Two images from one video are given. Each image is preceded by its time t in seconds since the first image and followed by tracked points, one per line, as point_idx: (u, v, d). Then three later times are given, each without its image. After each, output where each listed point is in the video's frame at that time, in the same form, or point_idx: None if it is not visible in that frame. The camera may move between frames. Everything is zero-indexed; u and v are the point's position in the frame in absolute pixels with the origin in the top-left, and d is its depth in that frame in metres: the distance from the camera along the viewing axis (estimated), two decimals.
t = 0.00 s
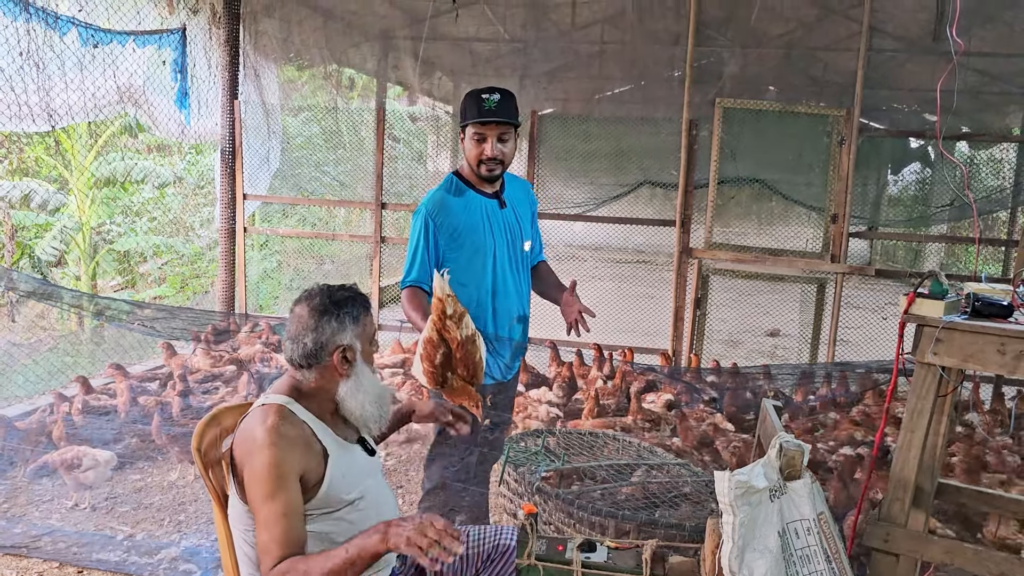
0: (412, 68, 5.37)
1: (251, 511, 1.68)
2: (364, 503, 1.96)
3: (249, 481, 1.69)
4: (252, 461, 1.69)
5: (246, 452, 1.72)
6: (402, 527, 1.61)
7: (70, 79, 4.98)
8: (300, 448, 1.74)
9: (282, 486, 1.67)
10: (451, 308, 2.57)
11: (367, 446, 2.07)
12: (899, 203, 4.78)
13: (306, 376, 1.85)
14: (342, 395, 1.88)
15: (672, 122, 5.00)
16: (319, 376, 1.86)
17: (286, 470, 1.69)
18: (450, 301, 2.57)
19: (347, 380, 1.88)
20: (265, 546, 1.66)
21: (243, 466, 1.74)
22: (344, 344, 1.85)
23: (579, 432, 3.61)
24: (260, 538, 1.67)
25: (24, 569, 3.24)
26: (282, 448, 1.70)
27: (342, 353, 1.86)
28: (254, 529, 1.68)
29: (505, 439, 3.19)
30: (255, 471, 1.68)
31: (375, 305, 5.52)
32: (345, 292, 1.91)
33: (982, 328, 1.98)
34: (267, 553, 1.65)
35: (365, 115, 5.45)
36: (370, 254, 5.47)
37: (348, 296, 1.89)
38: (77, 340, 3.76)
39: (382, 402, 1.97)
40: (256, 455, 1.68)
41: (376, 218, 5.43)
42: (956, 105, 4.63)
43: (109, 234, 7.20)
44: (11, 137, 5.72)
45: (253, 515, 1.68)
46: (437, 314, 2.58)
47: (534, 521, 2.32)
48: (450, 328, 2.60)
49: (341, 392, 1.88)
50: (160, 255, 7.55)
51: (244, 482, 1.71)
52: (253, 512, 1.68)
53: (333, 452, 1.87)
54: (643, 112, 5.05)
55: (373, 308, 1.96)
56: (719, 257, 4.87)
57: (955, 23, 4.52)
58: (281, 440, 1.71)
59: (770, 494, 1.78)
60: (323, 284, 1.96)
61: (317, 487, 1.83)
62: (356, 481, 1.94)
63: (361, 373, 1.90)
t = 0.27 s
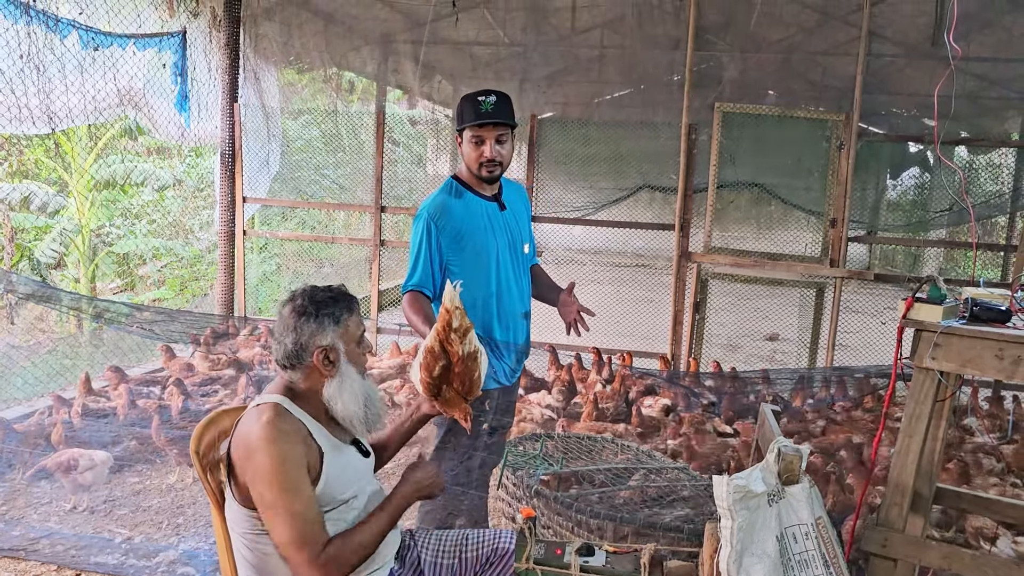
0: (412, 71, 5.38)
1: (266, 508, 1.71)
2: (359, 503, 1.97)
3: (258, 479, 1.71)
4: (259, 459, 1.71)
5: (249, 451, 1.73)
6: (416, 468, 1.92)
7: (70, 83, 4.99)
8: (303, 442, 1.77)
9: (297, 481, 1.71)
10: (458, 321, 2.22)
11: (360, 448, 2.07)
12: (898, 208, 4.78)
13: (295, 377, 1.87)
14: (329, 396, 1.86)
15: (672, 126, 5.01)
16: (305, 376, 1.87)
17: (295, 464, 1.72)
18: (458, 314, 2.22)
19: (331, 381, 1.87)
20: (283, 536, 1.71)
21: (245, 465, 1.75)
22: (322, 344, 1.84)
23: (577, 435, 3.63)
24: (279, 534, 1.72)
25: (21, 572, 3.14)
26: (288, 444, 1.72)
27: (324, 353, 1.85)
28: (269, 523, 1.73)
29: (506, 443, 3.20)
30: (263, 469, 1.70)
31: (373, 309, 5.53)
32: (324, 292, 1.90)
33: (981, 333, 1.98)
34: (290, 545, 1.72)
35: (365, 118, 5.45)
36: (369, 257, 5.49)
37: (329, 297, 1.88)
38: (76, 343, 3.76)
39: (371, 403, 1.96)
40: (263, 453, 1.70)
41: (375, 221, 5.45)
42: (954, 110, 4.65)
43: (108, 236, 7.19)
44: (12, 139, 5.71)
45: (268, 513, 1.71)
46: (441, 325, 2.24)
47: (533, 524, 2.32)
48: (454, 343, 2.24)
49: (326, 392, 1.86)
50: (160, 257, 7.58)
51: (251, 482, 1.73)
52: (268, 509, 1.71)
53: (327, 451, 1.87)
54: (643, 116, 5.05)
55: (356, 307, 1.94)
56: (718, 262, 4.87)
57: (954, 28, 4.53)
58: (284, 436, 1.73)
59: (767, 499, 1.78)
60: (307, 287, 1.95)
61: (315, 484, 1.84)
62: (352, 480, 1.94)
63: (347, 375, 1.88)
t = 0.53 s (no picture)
0: (411, 71, 5.37)
1: (314, 489, 1.76)
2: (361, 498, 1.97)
3: (296, 465, 1.75)
4: (288, 448, 1.75)
5: (272, 445, 1.76)
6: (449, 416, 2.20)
7: (69, 82, 4.98)
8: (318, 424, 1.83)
9: (335, 452, 1.79)
10: (474, 316, 2.26)
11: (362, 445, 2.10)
12: (898, 208, 4.78)
13: (290, 375, 1.89)
14: (322, 394, 1.86)
15: (672, 126, 5.00)
16: (300, 375, 1.88)
17: (325, 440, 1.79)
18: (474, 309, 2.26)
19: (323, 380, 1.87)
20: (338, 502, 1.78)
21: (268, 463, 1.77)
22: (310, 343, 1.84)
23: (577, 435, 3.64)
24: (337, 505, 1.79)
25: (21, 571, 3.17)
26: (308, 425, 1.78)
27: (313, 352, 1.85)
28: (316, 500, 1.78)
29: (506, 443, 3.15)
30: (297, 453, 1.75)
31: (372, 309, 5.52)
32: (314, 290, 1.90)
33: (981, 333, 1.97)
34: (354, 508, 1.80)
35: (365, 118, 5.46)
36: (369, 258, 5.47)
37: (319, 297, 1.88)
38: (75, 343, 3.72)
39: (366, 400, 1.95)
40: (292, 438, 1.75)
41: (375, 221, 5.46)
42: (955, 110, 4.64)
43: (107, 236, 7.14)
44: (11, 138, 5.71)
45: (320, 493, 1.77)
46: (457, 318, 2.27)
47: (532, 524, 2.30)
48: (468, 337, 2.28)
49: (319, 390, 1.86)
50: (158, 257, 7.54)
51: (286, 472, 1.76)
52: (317, 490, 1.76)
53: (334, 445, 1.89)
54: (642, 116, 5.04)
55: (349, 305, 1.92)
56: (718, 261, 4.88)
57: (954, 28, 4.53)
58: (302, 419, 1.79)
59: (768, 498, 1.78)
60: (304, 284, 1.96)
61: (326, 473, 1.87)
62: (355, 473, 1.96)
63: (339, 374, 1.87)
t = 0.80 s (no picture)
0: (408, 70, 5.35)
1: (311, 488, 1.77)
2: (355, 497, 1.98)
3: (294, 464, 1.75)
4: (286, 446, 1.75)
5: (271, 443, 1.76)
6: (447, 412, 2.22)
7: (64, 80, 4.92)
8: (317, 421, 1.83)
9: (333, 451, 1.79)
10: (478, 352, 2.19)
11: (357, 442, 2.12)
12: (894, 206, 4.78)
13: (286, 372, 1.89)
14: (316, 395, 1.86)
15: (668, 125, 4.99)
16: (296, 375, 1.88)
17: (322, 437, 1.79)
18: (480, 346, 2.18)
19: (317, 381, 1.86)
20: (335, 502, 1.79)
21: (266, 461, 1.77)
22: (305, 344, 1.83)
23: (574, 433, 3.64)
24: (333, 504, 1.79)
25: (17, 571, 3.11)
26: (307, 422, 1.78)
27: (308, 353, 1.85)
28: (313, 498, 1.78)
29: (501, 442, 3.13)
30: (295, 451, 1.75)
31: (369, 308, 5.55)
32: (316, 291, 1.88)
33: (977, 331, 1.97)
34: (351, 508, 1.80)
35: (361, 117, 5.46)
36: (365, 256, 5.51)
37: (321, 299, 1.85)
38: (70, 342, 3.69)
39: (360, 403, 1.94)
40: (291, 436, 1.75)
41: (371, 220, 5.45)
42: (951, 109, 4.64)
43: (102, 235, 7.15)
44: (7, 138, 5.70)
45: (318, 492, 1.77)
46: (460, 348, 2.20)
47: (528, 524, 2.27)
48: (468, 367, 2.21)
49: (313, 391, 1.86)
50: (154, 257, 7.57)
51: (283, 471, 1.76)
52: (315, 488, 1.77)
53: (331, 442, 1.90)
54: (639, 115, 5.04)
55: (350, 308, 1.89)
56: (714, 260, 4.90)
57: (950, 26, 4.53)
58: (301, 416, 1.78)
59: (764, 496, 1.77)
60: (308, 282, 1.94)
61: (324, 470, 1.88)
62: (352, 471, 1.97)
63: (333, 378, 1.86)
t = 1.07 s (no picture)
0: (407, 68, 5.36)
1: (294, 493, 1.77)
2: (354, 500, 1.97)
3: (281, 466, 1.75)
4: (276, 448, 1.75)
5: (262, 442, 1.76)
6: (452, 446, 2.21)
7: (64, 79, 4.94)
8: (312, 423, 1.83)
9: (323, 459, 1.78)
10: (479, 397, 2.40)
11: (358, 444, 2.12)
12: (893, 204, 4.78)
13: (290, 370, 1.90)
14: (318, 395, 1.85)
15: (668, 123, 4.99)
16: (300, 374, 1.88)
17: (313, 442, 1.78)
18: (483, 392, 2.43)
19: (320, 380, 1.86)
20: (316, 512, 1.78)
21: (257, 460, 1.78)
22: (311, 343, 1.85)
23: (573, 433, 3.75)
24: (313, 513, 1.78)
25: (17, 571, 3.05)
26: (300, 425, 1.78)
27: (313, 353, 1.85)
28: (297, 505, 1.78)
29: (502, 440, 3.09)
30: (284, 454, 1.75)
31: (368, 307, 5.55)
32: (327, 292, 1.90)
33: (977, 329, 1.97)
34: (330, 521, 1.79)
35: (360, 116, 5.44)
36: (364, 255, 5.49)
37: (331, 300, 1.87)
38: (69, 341, 3.65)
39: (362, 408, 1.93)
40: (281, 438, 1.75)
41: (371, 219, 5.43)
42: (950, 106, 4.63)
43: (102, 234, 7.13)
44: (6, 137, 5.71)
45: (301, 498, 1.77)
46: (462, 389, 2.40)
47: (528, 522, 2.28)
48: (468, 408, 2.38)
49: (315, 390, 1.86)
50: (154, 255, 7.49)
51: (272, 472, 1.77)
52: (299, 494, 1.77)
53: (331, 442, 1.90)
54: (638, 113, 5.04)
55: (359, 312, 1.91)
56: (714, 259, 4.90)
57: (949, 24, 4.53)
58: (295, 418, 1.78)
59: (764, 495, 1.77)
60: (322, 283, 1.96)
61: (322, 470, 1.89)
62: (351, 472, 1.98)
63: (335, 378, 1.86)
